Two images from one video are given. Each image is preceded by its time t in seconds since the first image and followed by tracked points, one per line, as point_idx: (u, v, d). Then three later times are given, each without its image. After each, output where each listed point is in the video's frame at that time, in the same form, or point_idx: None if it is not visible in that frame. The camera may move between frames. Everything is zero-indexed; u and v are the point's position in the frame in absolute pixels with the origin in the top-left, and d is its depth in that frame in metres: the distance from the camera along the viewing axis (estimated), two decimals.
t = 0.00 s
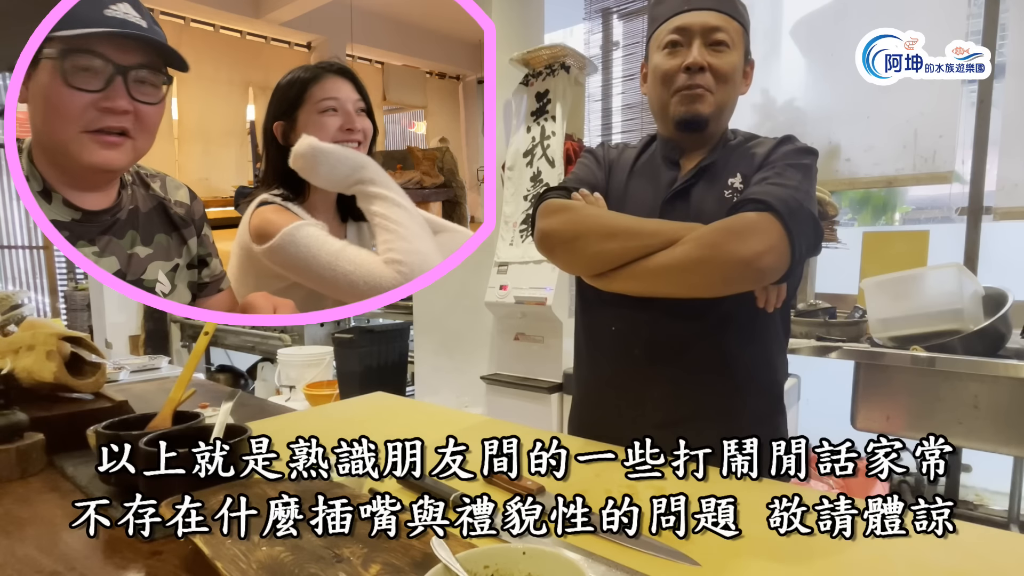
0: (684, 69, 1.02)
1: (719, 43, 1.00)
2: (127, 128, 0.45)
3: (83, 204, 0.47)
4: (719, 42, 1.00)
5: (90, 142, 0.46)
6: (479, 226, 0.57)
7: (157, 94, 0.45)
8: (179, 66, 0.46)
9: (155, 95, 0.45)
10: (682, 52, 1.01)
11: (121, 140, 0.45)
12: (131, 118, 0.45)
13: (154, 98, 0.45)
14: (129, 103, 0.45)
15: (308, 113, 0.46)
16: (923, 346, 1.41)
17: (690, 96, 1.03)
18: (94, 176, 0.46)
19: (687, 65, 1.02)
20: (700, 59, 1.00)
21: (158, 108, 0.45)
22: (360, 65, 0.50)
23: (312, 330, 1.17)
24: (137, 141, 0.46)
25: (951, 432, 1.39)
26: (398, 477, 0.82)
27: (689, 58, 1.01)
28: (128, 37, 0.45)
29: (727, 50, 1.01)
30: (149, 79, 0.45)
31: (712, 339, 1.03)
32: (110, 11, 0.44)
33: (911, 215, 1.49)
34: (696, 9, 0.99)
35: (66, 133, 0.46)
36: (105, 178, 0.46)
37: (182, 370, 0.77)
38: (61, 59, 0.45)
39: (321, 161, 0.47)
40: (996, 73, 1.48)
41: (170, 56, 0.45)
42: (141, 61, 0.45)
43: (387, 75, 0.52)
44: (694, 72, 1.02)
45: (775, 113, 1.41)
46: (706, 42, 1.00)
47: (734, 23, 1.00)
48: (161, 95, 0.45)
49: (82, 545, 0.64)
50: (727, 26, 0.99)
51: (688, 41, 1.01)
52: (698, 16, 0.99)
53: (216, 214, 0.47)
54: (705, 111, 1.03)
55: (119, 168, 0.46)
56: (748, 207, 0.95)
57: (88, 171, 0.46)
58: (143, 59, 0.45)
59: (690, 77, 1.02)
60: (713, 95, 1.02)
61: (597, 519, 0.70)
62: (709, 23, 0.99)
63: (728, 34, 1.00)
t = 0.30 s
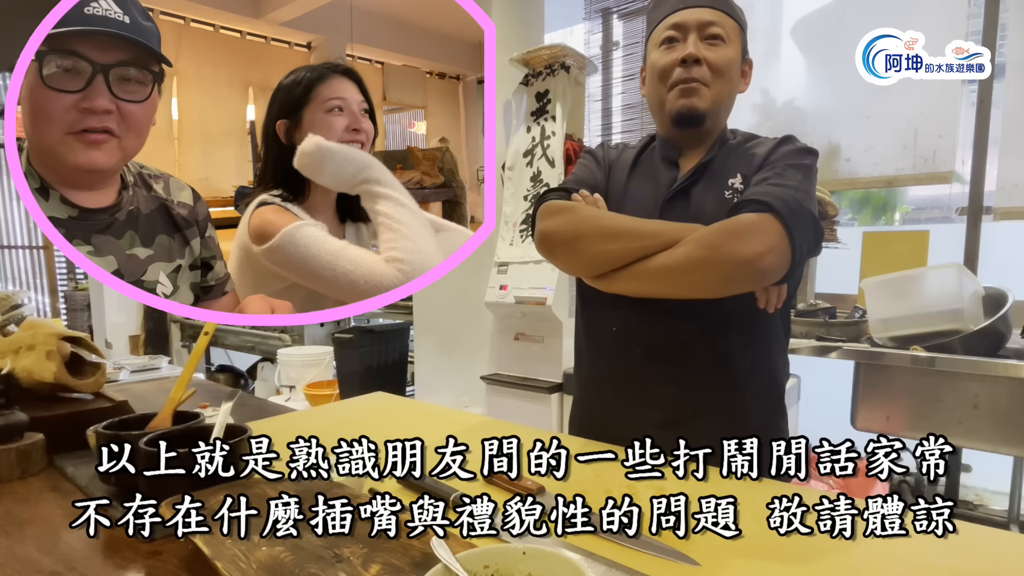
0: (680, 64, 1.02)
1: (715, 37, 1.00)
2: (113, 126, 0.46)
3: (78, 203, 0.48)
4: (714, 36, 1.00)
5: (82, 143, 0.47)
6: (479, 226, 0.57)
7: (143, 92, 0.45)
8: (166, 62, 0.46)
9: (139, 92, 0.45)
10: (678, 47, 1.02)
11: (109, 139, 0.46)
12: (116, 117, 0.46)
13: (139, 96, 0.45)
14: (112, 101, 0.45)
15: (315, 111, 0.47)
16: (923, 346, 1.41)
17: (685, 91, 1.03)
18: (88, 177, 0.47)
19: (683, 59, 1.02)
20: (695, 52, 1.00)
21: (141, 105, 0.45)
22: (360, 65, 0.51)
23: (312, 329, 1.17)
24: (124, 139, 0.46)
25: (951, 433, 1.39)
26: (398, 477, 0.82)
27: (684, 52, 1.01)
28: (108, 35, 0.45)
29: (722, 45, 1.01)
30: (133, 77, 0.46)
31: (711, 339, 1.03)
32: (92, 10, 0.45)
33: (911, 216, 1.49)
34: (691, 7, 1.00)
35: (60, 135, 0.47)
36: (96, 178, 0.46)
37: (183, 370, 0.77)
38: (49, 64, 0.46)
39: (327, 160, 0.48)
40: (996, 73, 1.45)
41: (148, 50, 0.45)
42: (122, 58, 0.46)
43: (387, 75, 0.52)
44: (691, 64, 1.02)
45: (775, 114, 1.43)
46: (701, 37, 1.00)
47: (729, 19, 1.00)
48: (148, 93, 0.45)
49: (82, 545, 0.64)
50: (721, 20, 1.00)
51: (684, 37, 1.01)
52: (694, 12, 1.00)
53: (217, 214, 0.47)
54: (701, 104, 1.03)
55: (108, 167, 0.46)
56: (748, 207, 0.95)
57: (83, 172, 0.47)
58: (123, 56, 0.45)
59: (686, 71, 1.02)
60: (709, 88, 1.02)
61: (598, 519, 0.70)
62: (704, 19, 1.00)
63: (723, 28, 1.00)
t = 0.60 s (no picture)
0: (679, 66, 1.02)
1: (714, 39, 1.00)
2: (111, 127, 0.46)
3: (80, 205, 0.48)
4: (713, 38, 1.00)
5: (80, 143, 0.47)
6: (479, 225, 0.57)
7: (142, 93, 0.46)
8: (163, 62, 0.46)
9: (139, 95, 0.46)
10: (676, 50, 1.02)
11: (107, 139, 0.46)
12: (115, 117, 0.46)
13: (138, 97, 0.46)
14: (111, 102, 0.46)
15: (292, 113, 0.46)
16: (923, 346, 1.38)
17: (684, 92, 1.02)
18: (84, 177, 0.47)
19: (682, 63, 1.01)
20: (694, 56, 1.00)
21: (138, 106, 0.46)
22: (359, 65, 0.50)
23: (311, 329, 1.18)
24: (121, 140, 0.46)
25: (951, 433, 1.34)
26: (399, 477, 0.82)
27: (683, 55, 1.00)
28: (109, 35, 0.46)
29: (722, 47, 1.01)
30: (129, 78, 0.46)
31: (712, 339, 1.03)
32: (89, 10, 0.45)
33: (911, 216, 1.49)
34: (691, 9, 1.00)
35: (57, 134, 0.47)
36: (94, 178, 0.46)
37: (183, 370, 0.77)
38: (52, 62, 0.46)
39: (317, 153, 0.47)
40: (996, 74, 1.39)
41: (147, 50, 0.46)
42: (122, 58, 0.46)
43: (386, 75, 0.51)
44: (690, 67, 1.01)
45: (775, 114, 1.55)
46: (700, 39, 1.00)
47: (728, 21, 1.01)
48: (146, 94, 0.46)
49: (83, 545, 0.64)
50: (721, 22, 1.00)
51: (682, 41, 1.01)
52: (692, 15, 1.00)
53: (216, 214, 0.47)
54: (700, 106, 1.02)
55: (105, 168, 0.46)
56: (748, 208, 0.95)
57: (79, 172, 0.47)
58: (122, 57, 0.46)
59: (686, 73, 1.02)
60: (709, 89, 1.01)
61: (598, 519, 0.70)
62: (703, 21, 1.00)
63: (722, 31, 1.00)
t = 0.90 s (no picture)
0: (681, 65, 1.02)
1: (715, 38, 1.00)
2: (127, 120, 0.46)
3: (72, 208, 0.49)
4: (714, 37, 1.00)
5: (88, 138, 0.46)
6: (478, 226, 0.58)
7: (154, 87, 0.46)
8: (170, 58, 0.46)
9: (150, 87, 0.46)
10: (677, 50, 1.02)
11: (122, 135, 0.46)
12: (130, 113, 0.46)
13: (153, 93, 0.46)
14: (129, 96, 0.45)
15: (276, 117, 0.47)
16: (923, 346, 1.38)
17: (685, 93, 1.02)
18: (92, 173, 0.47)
19: (684, 61, 1.01)
20: (696, 54, 1.00)
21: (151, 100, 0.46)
22: (360, 65, 0.49)
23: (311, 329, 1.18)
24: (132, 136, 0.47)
25: (951, 433, 1.34)
26: (399, 477, 0.82)
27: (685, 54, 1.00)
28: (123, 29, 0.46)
29: (722, 46, 1.01)
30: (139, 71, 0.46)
31: (712, 338, 1.03)
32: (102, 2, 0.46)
33: (911, 216, 1.48)
34: (691, 8, 1.00)
35: (65, 129, 0.46)
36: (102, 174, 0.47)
37: (182, 369, 0.77)
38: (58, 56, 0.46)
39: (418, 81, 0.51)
40: (995, 73, 1.39)
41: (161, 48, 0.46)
42: (138, 52, 0.46)
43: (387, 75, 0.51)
44: (692, 66, 1.01)
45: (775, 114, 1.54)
46: (702, 38, 1.00)
47: (728, 21, 1.01)
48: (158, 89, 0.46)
49: (82, 546, 0.64)
50: (721, 22, 1.00)
51: (684, 40, 1.01)
52: (694, 14, 1.00)
53: (215, 214, 0.48)
54: (703, 106, 1.02)
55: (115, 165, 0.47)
56: (748, 208, 0.95)
57: (86, 169, 0.47)
58: (139, 51, 0.46)
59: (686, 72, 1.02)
60: (710, 89, 1.01)
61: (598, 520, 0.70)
62: (704, 21, 1.00)
63: (723, 31, 1.00)
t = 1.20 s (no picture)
0: (683, 66, 1.02)
1: (718, 40, 1.00)
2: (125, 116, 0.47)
3: (55, 210, 0.49)
4: (718, 39, 1.00)
5: (86, 135, 0.47)
6: (479, 226, 0.58)
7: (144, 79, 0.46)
8: (165, 54, 0.47)
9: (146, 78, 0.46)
10: (680, 50, 1.01)
11: (117, 132, 0.47)
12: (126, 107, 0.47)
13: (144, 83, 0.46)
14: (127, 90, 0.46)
15: (263, 123, 0.48)
16: (922, 346, 1.37)
17: (688, 94, 1.03)
18: (85, 173, 0.48)
19: (688, 62, 1.01)
20: (700, 56, 1.00)
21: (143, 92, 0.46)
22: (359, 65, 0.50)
23: (312, 329, 1.18)
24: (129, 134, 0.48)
25: (950, 433, 1.34)
26: (399, 478, 0.82)
27: (689, 55, 1.00)
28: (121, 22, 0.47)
29: (725, 47, 1.01)
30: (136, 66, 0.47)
31: (713, 339, 1.03)
32: None
33: (911, 216, 1.48)
34: (694, 9, 1.00)
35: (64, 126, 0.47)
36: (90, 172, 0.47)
37: (183, 370, 0.77)
38: (59, 53, 0.47)
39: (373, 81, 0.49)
40: (995, 73, 1.39)
41: (162, 45, 0.47)
42: (137, 47, 0.47)
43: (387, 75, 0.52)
44: (696, 67, 1.01)
45: (775, 114, 1.51)
46: (705, 40, 1.00)
47: (731, 22, 1.01)
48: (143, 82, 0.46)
49: (82, 545, 0.64)
50: (724, 23, 1.00)
51: (687, 41, 1.01)
52: (697, 15, 1.00)
53: (216, 214, 0.49)
54: (707, 108, 1.03)
55: (108, 163, 0.47)
56: (748, 209, 0.95)
57: (78, 168, 0.48)
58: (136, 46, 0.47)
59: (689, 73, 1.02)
60: (714, 91, 1.02)
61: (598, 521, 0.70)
62: (707, 22, 1.00)
63: (726, 32, 1.00)
